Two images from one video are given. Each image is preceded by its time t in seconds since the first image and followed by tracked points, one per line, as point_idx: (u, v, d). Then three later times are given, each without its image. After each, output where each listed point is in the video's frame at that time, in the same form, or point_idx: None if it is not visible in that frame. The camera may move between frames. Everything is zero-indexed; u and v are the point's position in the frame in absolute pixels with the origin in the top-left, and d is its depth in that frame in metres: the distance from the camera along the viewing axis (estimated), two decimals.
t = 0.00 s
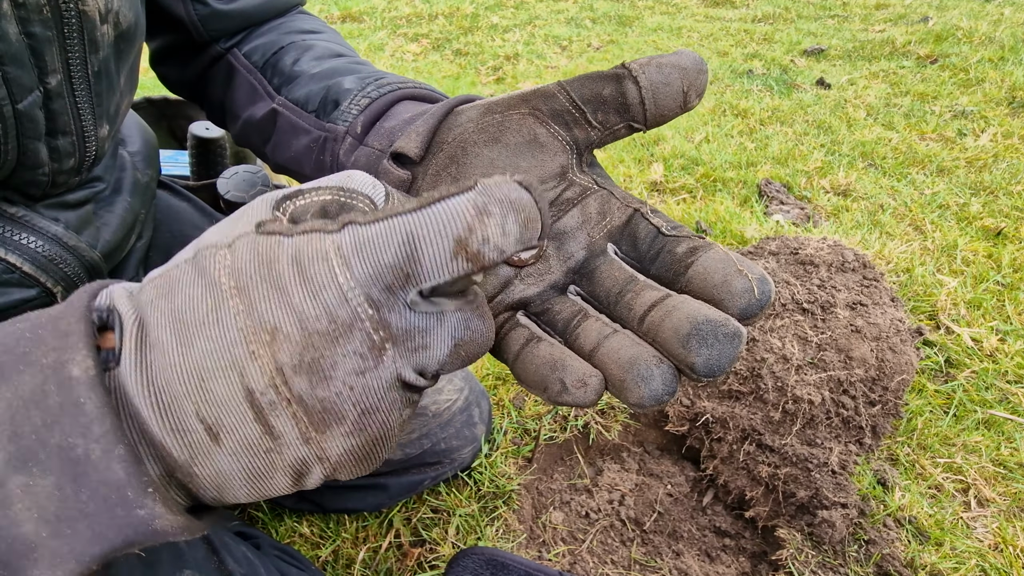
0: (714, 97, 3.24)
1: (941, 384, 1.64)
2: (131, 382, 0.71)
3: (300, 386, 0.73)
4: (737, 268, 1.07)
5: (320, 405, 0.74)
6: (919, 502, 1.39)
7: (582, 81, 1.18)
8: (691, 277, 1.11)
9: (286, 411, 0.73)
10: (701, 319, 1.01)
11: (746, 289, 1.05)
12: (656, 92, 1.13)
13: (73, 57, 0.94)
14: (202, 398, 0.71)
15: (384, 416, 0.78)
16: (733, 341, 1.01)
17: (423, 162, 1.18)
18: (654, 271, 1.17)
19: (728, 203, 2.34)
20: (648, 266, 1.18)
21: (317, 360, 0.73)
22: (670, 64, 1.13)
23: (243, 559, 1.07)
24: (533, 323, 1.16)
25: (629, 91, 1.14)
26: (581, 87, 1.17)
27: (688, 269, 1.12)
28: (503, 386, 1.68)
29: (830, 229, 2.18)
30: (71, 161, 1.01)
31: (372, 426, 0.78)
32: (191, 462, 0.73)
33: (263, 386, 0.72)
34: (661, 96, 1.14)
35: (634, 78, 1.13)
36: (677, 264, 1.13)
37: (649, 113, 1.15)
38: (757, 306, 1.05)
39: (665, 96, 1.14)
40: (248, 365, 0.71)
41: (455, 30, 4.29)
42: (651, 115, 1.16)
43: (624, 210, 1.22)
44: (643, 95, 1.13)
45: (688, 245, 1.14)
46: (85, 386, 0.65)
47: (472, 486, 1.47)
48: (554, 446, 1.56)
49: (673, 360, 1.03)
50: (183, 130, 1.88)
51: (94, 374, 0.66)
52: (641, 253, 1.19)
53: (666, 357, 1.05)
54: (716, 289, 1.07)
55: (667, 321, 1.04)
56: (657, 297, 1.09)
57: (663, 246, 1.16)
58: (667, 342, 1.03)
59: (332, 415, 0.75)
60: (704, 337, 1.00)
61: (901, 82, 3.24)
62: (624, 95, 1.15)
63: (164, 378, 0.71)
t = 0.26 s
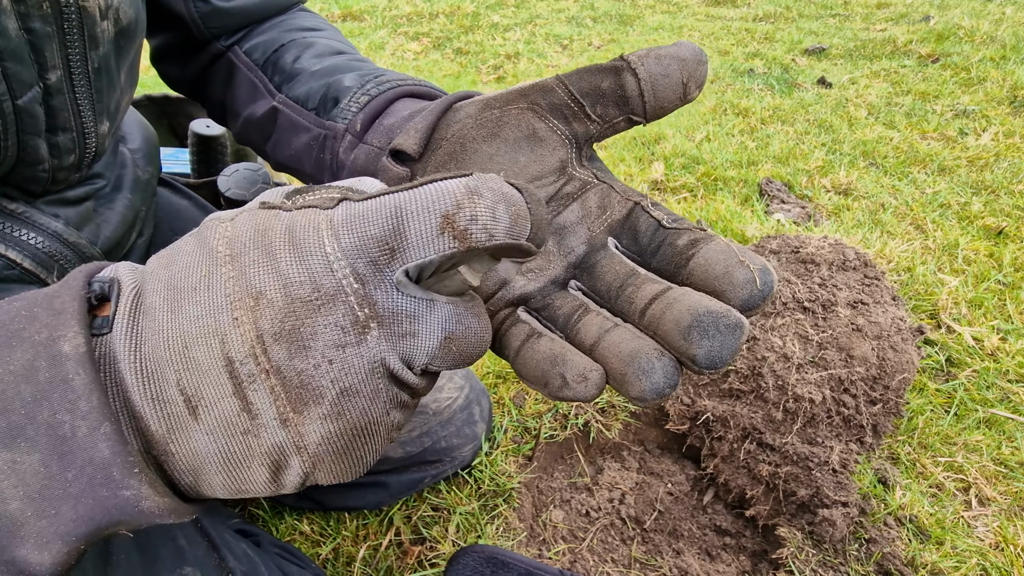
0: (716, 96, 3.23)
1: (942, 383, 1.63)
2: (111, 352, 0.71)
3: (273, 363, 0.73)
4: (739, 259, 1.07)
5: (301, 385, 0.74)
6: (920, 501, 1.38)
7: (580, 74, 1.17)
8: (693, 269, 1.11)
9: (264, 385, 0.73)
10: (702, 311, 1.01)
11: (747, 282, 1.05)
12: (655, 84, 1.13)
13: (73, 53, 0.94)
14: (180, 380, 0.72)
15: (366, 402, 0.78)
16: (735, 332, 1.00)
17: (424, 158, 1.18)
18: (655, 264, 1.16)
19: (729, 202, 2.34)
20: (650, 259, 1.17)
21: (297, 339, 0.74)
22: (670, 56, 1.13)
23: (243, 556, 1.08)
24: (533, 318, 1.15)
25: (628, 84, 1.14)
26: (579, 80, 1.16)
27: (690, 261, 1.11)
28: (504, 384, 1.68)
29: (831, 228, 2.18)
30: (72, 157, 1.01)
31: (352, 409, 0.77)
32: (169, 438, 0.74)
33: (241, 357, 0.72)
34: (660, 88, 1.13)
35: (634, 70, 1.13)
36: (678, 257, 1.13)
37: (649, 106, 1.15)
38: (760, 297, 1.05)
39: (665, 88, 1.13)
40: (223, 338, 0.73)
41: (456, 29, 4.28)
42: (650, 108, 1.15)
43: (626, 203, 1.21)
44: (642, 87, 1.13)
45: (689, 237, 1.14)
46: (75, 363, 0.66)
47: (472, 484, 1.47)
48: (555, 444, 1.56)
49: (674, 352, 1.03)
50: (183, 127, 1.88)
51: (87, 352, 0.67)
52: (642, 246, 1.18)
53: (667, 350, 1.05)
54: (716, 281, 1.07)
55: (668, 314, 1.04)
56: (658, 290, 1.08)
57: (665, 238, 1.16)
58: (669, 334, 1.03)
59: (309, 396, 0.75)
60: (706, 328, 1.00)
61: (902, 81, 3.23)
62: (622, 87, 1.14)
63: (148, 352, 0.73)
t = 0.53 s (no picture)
0: (716, 96, 3.23)
1: (942, 383, 1.63)
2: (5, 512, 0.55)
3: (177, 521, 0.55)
4: (765, 232, 1.09)
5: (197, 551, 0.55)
6: (920, 501, 1.38)
7: (599, 70, 1.18)
8: (719, 245, 1.12)
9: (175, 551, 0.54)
10: (733, 276, 1.02)
11: (773, 251, 1.06)
12: (672, 78, 1.12)
13: (82, 56, 0.88)
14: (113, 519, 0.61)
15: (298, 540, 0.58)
16: (767, 293, 1.02)
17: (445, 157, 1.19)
18: (679, 246, 1.18)
19: (730, 202, 2.34)
20: (674, 242, 1.19)
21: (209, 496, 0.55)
22: (686, 49, 1.12)
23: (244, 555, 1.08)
24: (558, 300, 1.15)
25: (645, 78, 1.13)
26: (598, 75, 1.17)
27: (716, 238, 1.13)
28: (504, 383, 1.68)
29: (832, 228, 2.18)
30: (78, 159, 0.96)
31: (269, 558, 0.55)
32: None
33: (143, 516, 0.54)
34: (677, 82, 1.12)
35: (650, 64, 1.12)
36: (703, 236, 1.15)
37: (666, 99, 1.13)
38: (787, 265, 1.07)
39: (681, 81, 1.12)
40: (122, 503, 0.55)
41: (457, 29, 4.28)
42: (668, 101, 1.14)
43: (648, 190, 1.23)
44: (659, 80, 1.12)
45: (713, 217, 1.16)
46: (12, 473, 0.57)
47: (473, 484, 1.47)
48: (555, 444, 1.56)
49: (706, 317, 1.04)
50: (184, 126, 1.88)
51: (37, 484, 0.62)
52: (665, 230, 1.20)
53: (698, 316, 1.05)
54: (743, 253, 1.08)
55: (698, 282, 1.05)
56: (686, 263, 1.10)
57: (688, 221, 1.18)
58: (700, 300, 1.04)
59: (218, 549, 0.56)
60: (738, 290, 1.01)
61: (903, 81, 3.23)
62: (640, 82, 1.14)
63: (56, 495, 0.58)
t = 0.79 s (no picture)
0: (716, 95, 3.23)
1: (942, 383, 1.63)
2: None
3: None
4: (771, 235, 1.09)
5: None
6: (919, 501, 1.38)
7: (614, 82, 1.17)
8: (728, 246, 1.13)
9: None
10: (746, 272, 1.02)
11: (782, 252, 1.07)
12: (682, 92, 1.12)
13: (92, 68, 0.88)
14: None
15: None
16: (776, 291, 1.02)
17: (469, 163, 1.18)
18: (690, 247, 1.19)
19: (730, 202, 2.34)
20: (685, 244, 1.19)
21: None
22: (696, 63, 1.12)
23: (242, 553, 1.08)
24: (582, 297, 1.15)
25: (657, 92, 1.13)
26: (613, 88, 1.16)
27: (726, 240, 1.13)
28: (503, 382, 1.68)
29: (832, 227, 2.18)
30: (83, 167, 0.96)
31: None
32: None
33: None
34: (687, 96, 1.12)
35: (662, 78, 1.11)
36: (714, 238, 1.15)
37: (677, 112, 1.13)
38: (792, 266, 1.08)
39: (691, 94, 1.12)
40: None
41: (457, 28, 4.27)
42: (678, 113, 1.14)
43: (659, 195, 1.23)
44: (670, 95, 1.12)
45: (722, 220, 1.16)
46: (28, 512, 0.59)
47: (471, 483, 1.47)
48: (554, 443, 1.56)
49: (722, 312, 1.04)
50: (183, 124, 1.87)
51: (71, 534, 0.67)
52: (677, 231, 1.20)
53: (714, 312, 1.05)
54: (754, 253, 1.09)
55: (712, 279, 1.05)
56: (700, 262, 1.10)
57: (699, 224, 1.18)
58: (715, 295, 1.04)
59: None
60: (750, 288, 1.01)
61: (903, 80, 3.23)
62: (653, 95, 1.13)
63: None
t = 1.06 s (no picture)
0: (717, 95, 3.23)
1: (942, 383, 1.63)
2: None
3: None
4: (779, 242, 1.09)
5: None
6: (919, 501, 1.38)
7: (618, 90, 1.16)
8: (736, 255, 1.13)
9: None
10: (757, 280, 1.03)
11: (790, 258, 1.07)
12: (686, 100, 1.11)
13: (102, 61, 0.88)
14: None
15: None
16: (788, 296, 1.04)
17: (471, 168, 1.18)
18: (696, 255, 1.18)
19: (730, 201, 2.34)
20: (691, 250, 1.19)
21: None
22: (701, 71, 1.12)
23: (241, 553, 1.08)
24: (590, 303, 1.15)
25: (661, 100, 1.12)
26: (617, 95, 1.16)
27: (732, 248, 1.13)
28: (503, 382, 1.68)
29: (832, 227, 2.18)
30: (95, 161, 0.96)
31: None
32: None
33: None
34: (691, 104, 1.12)
35: (666, 86, 1.11)
36: (720, 245, 1.15)
37: (680, 120, 1.13)
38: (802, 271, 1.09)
39: (695, 103, 1.12)
40: None
41: (457, 27, 4.27)
42: (682, 121, 1.14)
43: (665, 202, 1.23)
44: (674, 103, 1.11)
45: (729, 226, 1.16)
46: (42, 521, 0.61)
47: (471, 482, 1.47)
48: (554, 442, 1.56)
49: (734, 318, 1.05)
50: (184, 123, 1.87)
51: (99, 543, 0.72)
52: (683, 238, 1.20)
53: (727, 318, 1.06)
54: (762, 261, 1.09)
55: (725, 286, 1.06)
56: (709, 270, 1.11)
57: (705, 231, 1.18)
58: (728, 302, 1.05)
59: None
60: (762, 294, 1.02)
61: (903, 80, 3.23)
62: (657, 103, 1.13)
63: None
